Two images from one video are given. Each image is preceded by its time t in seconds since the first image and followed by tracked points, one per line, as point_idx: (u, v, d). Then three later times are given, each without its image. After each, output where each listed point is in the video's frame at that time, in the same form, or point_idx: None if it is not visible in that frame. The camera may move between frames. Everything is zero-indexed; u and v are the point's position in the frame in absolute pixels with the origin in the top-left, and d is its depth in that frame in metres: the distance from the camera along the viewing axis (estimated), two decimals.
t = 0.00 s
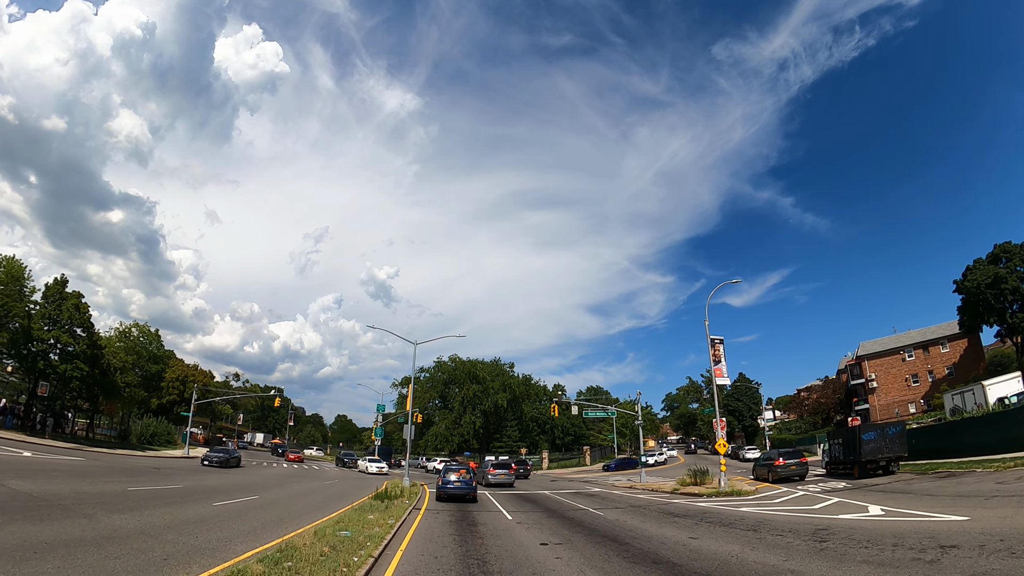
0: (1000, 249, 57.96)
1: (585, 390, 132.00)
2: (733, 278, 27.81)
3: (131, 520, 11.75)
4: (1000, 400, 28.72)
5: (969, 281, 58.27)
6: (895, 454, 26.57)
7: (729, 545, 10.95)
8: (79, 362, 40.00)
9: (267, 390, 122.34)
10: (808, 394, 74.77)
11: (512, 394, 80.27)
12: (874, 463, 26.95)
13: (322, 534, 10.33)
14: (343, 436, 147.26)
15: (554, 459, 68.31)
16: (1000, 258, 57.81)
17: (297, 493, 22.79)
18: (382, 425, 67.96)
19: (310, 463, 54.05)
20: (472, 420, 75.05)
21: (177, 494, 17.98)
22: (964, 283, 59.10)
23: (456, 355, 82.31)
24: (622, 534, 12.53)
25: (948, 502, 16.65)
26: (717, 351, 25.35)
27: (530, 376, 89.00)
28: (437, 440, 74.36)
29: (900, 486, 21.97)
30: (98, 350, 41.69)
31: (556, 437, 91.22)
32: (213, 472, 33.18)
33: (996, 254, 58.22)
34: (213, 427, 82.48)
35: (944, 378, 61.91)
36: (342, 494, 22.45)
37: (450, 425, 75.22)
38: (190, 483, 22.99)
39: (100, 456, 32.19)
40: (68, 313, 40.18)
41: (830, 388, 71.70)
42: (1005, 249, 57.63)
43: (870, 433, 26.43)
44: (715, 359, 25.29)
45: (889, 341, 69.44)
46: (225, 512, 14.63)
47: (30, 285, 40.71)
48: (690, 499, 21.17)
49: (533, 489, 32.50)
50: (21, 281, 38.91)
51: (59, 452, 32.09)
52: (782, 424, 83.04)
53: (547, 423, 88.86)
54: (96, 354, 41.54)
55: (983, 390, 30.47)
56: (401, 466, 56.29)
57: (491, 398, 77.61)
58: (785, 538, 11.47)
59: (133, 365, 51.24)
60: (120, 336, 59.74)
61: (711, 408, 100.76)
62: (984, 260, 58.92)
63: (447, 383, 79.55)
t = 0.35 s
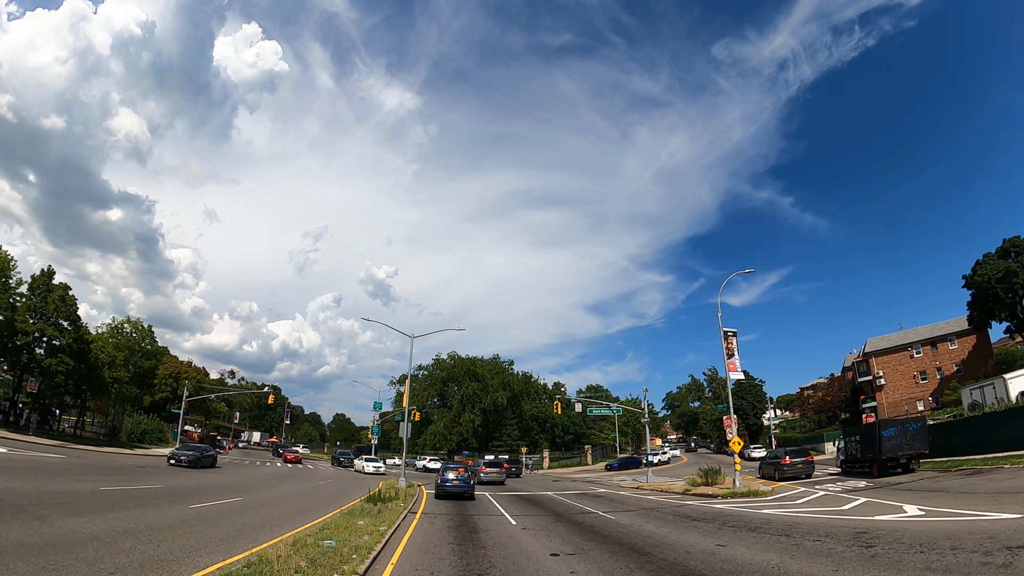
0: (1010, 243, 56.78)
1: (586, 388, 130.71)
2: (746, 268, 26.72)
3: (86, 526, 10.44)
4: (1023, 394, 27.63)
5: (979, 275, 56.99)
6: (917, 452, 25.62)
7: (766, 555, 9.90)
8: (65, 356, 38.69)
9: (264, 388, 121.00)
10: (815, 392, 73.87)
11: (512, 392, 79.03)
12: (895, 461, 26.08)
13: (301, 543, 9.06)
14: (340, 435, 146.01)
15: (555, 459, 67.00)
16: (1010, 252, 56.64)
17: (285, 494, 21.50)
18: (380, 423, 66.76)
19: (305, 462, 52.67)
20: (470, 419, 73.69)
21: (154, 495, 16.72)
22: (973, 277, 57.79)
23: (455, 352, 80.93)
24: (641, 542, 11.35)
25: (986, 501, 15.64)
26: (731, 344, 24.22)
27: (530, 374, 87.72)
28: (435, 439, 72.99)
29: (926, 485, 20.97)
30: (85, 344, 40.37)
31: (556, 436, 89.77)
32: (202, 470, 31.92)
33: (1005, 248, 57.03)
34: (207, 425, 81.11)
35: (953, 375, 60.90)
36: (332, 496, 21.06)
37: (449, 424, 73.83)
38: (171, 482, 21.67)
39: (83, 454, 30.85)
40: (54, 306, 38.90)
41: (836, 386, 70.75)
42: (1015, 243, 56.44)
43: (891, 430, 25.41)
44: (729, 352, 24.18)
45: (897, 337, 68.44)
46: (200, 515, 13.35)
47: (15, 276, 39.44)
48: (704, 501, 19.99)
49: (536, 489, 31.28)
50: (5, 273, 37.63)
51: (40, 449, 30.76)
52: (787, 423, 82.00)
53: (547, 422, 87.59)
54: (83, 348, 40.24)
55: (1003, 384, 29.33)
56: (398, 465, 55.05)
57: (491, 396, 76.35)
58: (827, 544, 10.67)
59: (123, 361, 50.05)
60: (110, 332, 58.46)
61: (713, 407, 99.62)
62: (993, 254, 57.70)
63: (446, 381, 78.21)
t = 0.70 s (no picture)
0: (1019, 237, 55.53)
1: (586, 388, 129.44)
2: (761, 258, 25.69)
3: (25, 532, 9.11)
4: None
5: (989, 271, 55.76)
6: (940, 449, 25.73)
7: (817, 567, 8.87)
8: (48, 350, 37.26)
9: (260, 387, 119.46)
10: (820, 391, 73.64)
11: (511, 391, 77.67)
12: (918, 459, 26.05)
13: (271, 559, 7.78)
14: (337, 435, 144.56)
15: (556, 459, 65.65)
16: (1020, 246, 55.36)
17: (276, 496, 20.29)
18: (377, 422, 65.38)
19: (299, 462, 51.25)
20: (469, 418, 72.33)
21: (131, 496, 15.55)
22: (984, 273, 56.46)
23: (453, 350, 79.50)
24: (666, 555, 10.18)
25: None
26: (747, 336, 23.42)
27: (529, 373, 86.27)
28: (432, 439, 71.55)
29: (957, 485, 20.08)
30: (69, 337, 38.92)
31: (556, 436, 88.39)
32: (189, 470, 30.59)
33: (1015, 242, 55.77)
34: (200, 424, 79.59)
35: (962, 373, 60.08)
36: (323, 498, 19.80)
37: (447, 424, 72.36)
38: (150, 482, 20.38)
39: (65, 452, 29.46)
40: (38, 297, 37.47)
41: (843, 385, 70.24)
42: None
43: (915, 426, 25.47)
44: (744, 347, 23.23)
45: (906, 334, 67.57)
46: (170, 519, 12.13)
47: None
48: (720, 505, 18.91)
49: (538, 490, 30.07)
50: None
51: (19, 447, 29.35)
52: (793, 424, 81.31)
53: (546, 422, 86.15)
54: (68, 341, 38.79)
55: None
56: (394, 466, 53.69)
57: (489, 395, 75.03)
58: (883, 552, 10.29)
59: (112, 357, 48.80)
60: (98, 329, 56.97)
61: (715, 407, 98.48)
62: (1003, 249, 56.46)
63: (444, 380, 76.74)
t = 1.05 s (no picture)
0: None
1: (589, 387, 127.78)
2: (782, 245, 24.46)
3: None
4: None
5: (1005, 264, 53.99)
6: (972, 445, 25.03)
7: None
8: (30, 342, 35.69)
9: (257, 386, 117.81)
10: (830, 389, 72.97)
11: (512, 390, 76.12)
12: (949, 456, 25.31)
13: None
14: (337, 435, 143.06)
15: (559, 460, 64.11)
16: None
17: (261, 499, 18.73)
18: (375, 422, 63.84)
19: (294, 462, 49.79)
20: (469, 417, 70.82)
21: (97, 497, 14.07)
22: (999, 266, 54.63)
23: (453, 349, 77.85)
24: (704, 570, 8.70)
25: None
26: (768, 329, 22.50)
27: (531, 371, 84.65)
28: (432, 439, 69.93)
29: (999, 483, 18.86)
30: (52, 330, 37.32)
31: (558, 436, 86.76)
32: (174, 470, 29.08)
33: None
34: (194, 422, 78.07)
35: (974, 370, 58.53)
36: (313, 503, 18.18)
37: (447, 423, 70.82)
38: (124, 482, 18.85)
39: (43, 450, 27.95)
40: (20, 288, 35.87)
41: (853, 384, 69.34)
42: None
43: (946, 421, 24.87)
44: (766, 339, 22.00)
45: (918, 330, 66.21)
46: (126, 527, 10.53)
47: None
48: (745, 510, 17.41)
49: (543, 492, 28.59)
50: None
51: None
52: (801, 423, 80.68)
53: (548, 422, 84.43)
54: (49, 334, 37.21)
55: None
56: (391, 467, 52.21)
57: (490, 394, 73.46)
58: (965, 559, 8.88)
59: (101, 353, 47.61)
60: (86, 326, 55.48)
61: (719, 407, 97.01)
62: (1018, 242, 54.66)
63: (444, 379, 75.13)
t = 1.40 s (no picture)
0: None
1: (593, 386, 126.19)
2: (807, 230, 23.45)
3: None
4: None
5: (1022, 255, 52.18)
6: (1012, 439, 24.39)
7: None
8: (12, 335, 34.21)
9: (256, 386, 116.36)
10: (842, 386, 72.05)
11: (515, 389, 74.47)
12: (989, 450, 24.63)
13: None
14: (338, 437, 141.54)
15: (565, 462, 62.57)
16: None
17: (245, 503, 17.19)
18: (375, 422, 62.29)
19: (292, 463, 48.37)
20: (472, 418, 69.12)
21: (52, 501, 12.57)
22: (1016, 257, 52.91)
23: (455, 347, 76.34)
24: None
25: None
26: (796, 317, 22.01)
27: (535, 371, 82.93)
28: (434, 440, 68.20)
29: None
30: (35, 323, 35.86)
31: (562, 437, 85.12)
32: (159, 471, 27.47)
33: None
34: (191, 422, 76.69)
35: (991, 365, 57.04)
36: (302, 508, 16.58)
37: (449, 424, 69.13)
38: (93, 484, 17.29)
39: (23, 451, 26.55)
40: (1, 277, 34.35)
41: (867, 382, 68.23)
42: None
43: (985, 414, 24.08)
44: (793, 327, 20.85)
45: (932, 326, 64.76)
46: (67, 544, 8.91)
47: None
48: (779, 516, 15.81)
49: (551, 496, 26.95)
50: None
51: None
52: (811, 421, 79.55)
53: (552, 422, 82.74)
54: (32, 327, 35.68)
55: None
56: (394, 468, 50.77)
57: (493, 394, 71.90)
58: None
59: (88, 348, 46.94)
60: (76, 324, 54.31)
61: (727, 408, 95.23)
62: None
63: (446, 378, 73.50)
